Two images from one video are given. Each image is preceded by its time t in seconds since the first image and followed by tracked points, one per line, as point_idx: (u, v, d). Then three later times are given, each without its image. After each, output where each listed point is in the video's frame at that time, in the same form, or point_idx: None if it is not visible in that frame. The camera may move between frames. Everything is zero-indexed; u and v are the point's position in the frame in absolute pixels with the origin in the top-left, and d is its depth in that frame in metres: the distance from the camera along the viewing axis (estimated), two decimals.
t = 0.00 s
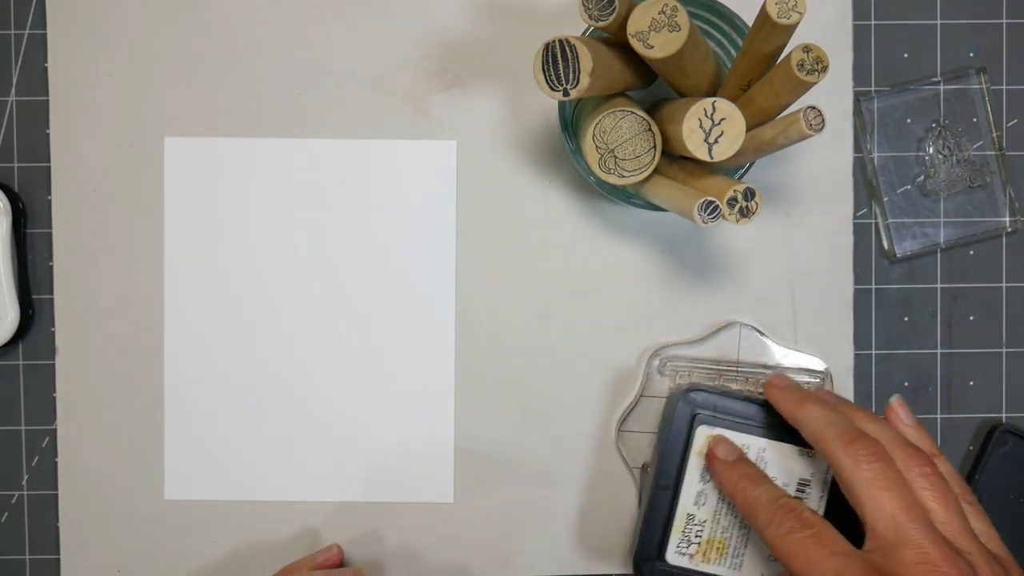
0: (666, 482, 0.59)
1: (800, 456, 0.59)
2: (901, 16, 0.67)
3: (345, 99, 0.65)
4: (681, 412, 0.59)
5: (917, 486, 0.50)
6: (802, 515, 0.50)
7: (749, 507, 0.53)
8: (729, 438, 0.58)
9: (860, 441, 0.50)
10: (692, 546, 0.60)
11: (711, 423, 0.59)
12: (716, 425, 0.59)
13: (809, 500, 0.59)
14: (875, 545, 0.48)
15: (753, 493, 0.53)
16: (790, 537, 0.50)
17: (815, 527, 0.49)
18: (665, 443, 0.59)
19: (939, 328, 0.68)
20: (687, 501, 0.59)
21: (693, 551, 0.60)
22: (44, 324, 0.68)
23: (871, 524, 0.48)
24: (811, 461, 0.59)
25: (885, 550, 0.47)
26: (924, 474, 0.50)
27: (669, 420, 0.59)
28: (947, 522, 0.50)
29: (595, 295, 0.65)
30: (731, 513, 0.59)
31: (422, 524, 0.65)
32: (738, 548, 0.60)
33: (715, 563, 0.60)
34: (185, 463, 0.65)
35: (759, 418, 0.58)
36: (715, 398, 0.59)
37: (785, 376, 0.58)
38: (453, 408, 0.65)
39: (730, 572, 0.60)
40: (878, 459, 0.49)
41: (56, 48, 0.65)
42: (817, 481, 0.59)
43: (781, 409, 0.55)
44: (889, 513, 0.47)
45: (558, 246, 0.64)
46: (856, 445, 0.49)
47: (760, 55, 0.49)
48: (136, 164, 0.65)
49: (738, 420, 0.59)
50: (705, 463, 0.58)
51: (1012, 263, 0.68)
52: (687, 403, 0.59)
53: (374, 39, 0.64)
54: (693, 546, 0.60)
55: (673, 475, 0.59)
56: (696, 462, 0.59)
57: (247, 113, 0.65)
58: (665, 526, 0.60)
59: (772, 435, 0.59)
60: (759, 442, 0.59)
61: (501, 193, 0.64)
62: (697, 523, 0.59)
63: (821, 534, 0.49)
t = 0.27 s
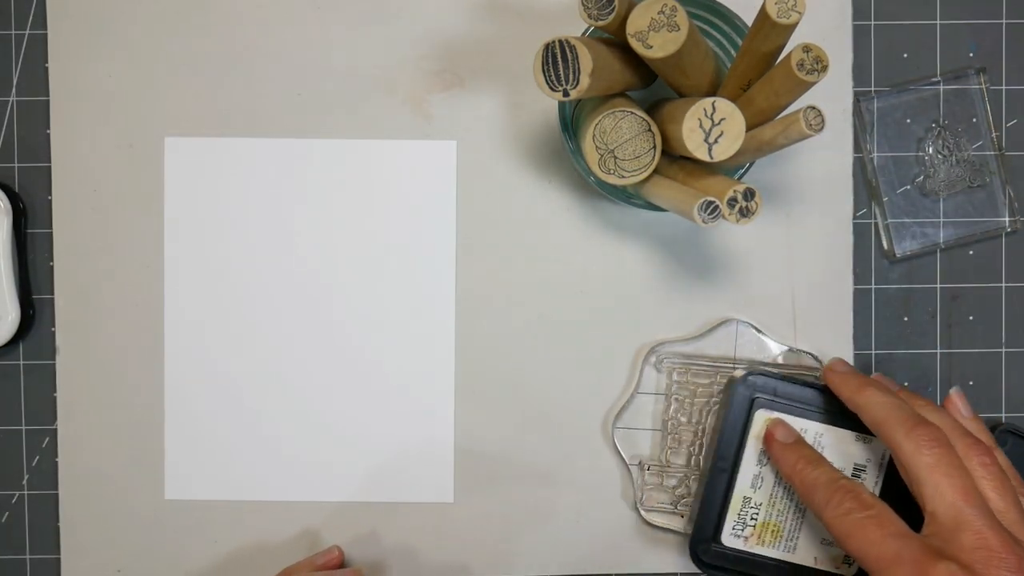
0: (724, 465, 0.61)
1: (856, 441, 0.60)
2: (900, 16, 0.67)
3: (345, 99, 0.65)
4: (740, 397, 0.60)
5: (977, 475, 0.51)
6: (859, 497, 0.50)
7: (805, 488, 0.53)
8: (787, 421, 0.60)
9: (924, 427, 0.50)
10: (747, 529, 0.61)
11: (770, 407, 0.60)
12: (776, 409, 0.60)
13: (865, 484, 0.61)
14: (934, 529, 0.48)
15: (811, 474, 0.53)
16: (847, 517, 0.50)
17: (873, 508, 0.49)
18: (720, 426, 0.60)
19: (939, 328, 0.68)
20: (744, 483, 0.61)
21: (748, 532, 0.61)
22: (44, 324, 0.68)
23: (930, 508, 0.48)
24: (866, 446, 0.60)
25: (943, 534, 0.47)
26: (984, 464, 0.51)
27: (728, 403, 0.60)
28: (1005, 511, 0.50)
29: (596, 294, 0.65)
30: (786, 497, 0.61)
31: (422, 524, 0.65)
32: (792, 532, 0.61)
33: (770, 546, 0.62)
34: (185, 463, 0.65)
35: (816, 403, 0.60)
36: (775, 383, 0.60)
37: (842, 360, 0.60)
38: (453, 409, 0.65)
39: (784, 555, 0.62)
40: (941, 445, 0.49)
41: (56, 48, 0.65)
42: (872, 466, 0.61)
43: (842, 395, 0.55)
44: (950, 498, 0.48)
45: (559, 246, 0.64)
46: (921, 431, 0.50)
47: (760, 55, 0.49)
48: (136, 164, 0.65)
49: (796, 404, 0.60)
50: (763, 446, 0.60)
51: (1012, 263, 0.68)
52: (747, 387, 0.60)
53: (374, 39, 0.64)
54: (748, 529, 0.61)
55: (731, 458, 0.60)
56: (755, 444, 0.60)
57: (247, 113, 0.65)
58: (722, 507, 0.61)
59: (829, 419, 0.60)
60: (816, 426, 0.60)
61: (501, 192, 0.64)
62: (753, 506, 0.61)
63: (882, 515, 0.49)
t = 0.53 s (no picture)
0: (740, 422, 0.61)
1: (866, 397, 0.62)
2: (900, 16, 0.67)
3: (345, 99, 0.65)
4: (754, 355, 0.61)
5: (978, 423, 0.54)
6: (861, 445, 0.53)
7: (811, 441, 0.56)
8: (800, 377, 0.61)
9: (923, 375, 0.53)
10: (765, 486, 0.62)
11: (783, 364, 0.61)
12: (788, 366, 0.61)
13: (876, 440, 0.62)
14: (934, 471, 0.50)
15: (816, 428, 0.56)
16: (849, 464, 0.52)
17: (874, 454, 0.52)
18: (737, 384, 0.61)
19: (939, 328, 0.68)
20: (761, 440, 0.61)
21: (766, 489, 0.62)
22: (43, 324, 0.68)
23: (930, 450, 0.51)
24: (876, 403, 0.62)
25: (943, 475, 0.50)
26: (983, 413, 0.54)
27: (744, 361, 0.61)
28: (1005, 457, 0.53)
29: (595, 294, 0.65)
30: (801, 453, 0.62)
31: (422, 524, 0.65)
32: (808, 488, 0.62)
33: (787, 502, 0.62)
34: (185, 463, 0.65)
35: (827, 360, 0.61)
36: (787, 340, 0.61)
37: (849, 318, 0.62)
38: (453, 409, 0.65)
39: (800, 510, 0.62)
40: (939, 388, 0.52)
41: (56, 48, 0.65)
42: (883, 423, 0.62)
43: (848, 349, 0.59)
44: (948, 439, 0.50)
45: (558, 246, 0.64)
46: (918, 377, 0.53)
47: (760, 54, 0.49)
48: (136, 164, 0.65)
49: (808, 362, 0.61)
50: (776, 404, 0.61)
51: (1012, 263, 0.68)
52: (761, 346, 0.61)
53: (374, 39, 0.64)
54: (766, 485, 0.62)
55: (747, 419, 0.61)
56: (769, 402, 0.61)
57: (247, 113, 0.65)
58: (739, 465, 0.62)
59: (839, 376, 0.62)
60: (828, 383, 0.62)
61: (501, 192, 0.64)
62: (769, 462, 0.62)
63: (882, 459, 0.51)
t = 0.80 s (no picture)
0: (731, 384, 0.61)
1: (861, 360, 0.61)
2: (900, 16, 0.67)
3: (345, 99, 0.65)
4: (748, 317, 0.61)
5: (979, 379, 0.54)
6: (861, 401, 0.53)
7: (809, 397, 0.56)
8: (795, 341, 0.61)
9: (926, 331, 0.53)
10: (756, 449, 0.61)
11: (777, 327, 0.61)
12: (782, 330, 0.61)
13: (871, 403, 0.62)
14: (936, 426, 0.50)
15: (814, 385, 0.56)
16: (849, 419, 0.52)
17: (875, 409, 0.52)
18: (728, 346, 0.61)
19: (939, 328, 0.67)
20: (753, 402, 0.61)
21: (757, 452, 0.61)
22: (43, 324, 0.68)
23: (933, 405, 0.51)
24: (871, 366, 0.61)
25: (944, 430, 0.50)
26: (983, 368, 0.54)
27: (736, 324, 0.61)
28: (1004, 412, 0.53)
29: (595, 294, 0.65)
30: (793, 417, 0.61)
31: (422, 524, 0.65)
32: (800, 452, 0.62)
33: (777, 466, 0.62)
34: (185, 463, 0.65)
35: (820, 323, 0.61)
36: (778, 303, 0.61)
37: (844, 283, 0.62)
38: (453, 409, 0.65)
39: (792, 474, 0.62)
40: (943, 344, 0.52)
41: (57, 48, 0.65)
42: (877, 385, 0.62)
43: (846, 312, 0.59)
44: (951, 394, 0.50)
45: (558, 246, 0.64)
46: (921, 333, 0.53)
47: (760, 54, 0.49)
48: (136, 164, 0.65)
49: (801, 325, 0.61)
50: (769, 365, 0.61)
51: (1011, 263, 0.68)
52: (754, 308, 0.60)
53: (374, 39, 0.64)
54: (757, 449, 0.61)
55: (739, 382, 0.61)
56: (762, 363, 0.61)
57: (247, 113, 0.65)
58: (730, 428, 0.61)
59: (834, 338, 0.61)
60: (822, 346, 0.61)
61: (501, 192, 0.64)
62: (761, 425, 0.61)
63: (884, 413, 0.51)
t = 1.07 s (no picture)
0: (706, 373, 0.61)
1: (835, 349, 0.61)
2: (900, 16, 0.67)
3: (345, 99, 0.65)
4: (721, 308, 0.61)
5: (944, 362, 0.54)
6: (828, 390, 0.53)
7: (778, 385, 0.56)
8: (767, 331, 0.61)
9: (892, 319, 0.53)
10: (732, 439, 0.61)
11: (750, 317, 0.61)
12: (756, 320, 0.61)
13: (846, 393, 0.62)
14: (902, 415, 0.51)
15: (783, 374, 0.56)
16: (815, 409, 0.53)
17: (842, 400, 0.53)
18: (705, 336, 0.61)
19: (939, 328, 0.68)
20: (728, 393, 0.61)
21: (732, 442, 0.62)
22: (43, 324, 0.68)
23: (897, 393, 0.52)
24: (846, 356, 0.61)
25: (910, 418, 0.51)
26: (951, 352, 0.54)
27: (711, 314, 0.61)
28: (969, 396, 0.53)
29: (595, 294, 0.65)
30: (767, 408, 0.61)
31: (422, 525, 0.65)
32: (775, 442, 0.62)
33: (754, 456, 0.62)
34: (185, 463, 0.65)
35: (794, 312, 0.61)
36: (752, 292, 0.61)
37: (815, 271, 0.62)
38: (453, 410, 0.65)
39: (767, 464, 0.62)
40: (909, 331, 0.53)
41: (56, 48, 0.65)
42: (853, 374, 0.62)
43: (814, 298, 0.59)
44: (916, 383, 0.51)
45: (558, 246, 0.64)
46: (888, 323, 0.53)
47: (760, 53, 0.49)
48: (136, 164, 0.65)
49: (774, 314, 0.61)
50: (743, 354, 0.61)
51: (1012, 263, 0.68)
52: (729, 298, 0.61)
53: (374, 39, 0.64)
54: (732, 439, 0.62)
55: (714, 373, 0.61)
56: (736, 354, 0.61)
57: (247, 113, 0.65)
58: (705, 417, 0.61)
59: (809, 328, 0.61)
60: (796, 336, 0.61)
61: (501, 192, 0.64)
62: (736, 416, 0.61)
63: (851, 404, 0.52)
